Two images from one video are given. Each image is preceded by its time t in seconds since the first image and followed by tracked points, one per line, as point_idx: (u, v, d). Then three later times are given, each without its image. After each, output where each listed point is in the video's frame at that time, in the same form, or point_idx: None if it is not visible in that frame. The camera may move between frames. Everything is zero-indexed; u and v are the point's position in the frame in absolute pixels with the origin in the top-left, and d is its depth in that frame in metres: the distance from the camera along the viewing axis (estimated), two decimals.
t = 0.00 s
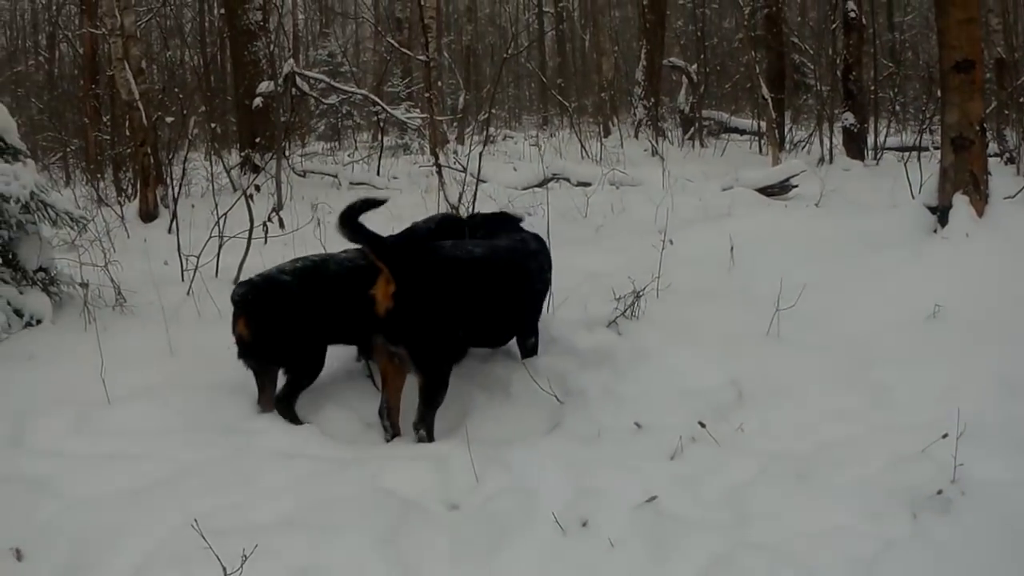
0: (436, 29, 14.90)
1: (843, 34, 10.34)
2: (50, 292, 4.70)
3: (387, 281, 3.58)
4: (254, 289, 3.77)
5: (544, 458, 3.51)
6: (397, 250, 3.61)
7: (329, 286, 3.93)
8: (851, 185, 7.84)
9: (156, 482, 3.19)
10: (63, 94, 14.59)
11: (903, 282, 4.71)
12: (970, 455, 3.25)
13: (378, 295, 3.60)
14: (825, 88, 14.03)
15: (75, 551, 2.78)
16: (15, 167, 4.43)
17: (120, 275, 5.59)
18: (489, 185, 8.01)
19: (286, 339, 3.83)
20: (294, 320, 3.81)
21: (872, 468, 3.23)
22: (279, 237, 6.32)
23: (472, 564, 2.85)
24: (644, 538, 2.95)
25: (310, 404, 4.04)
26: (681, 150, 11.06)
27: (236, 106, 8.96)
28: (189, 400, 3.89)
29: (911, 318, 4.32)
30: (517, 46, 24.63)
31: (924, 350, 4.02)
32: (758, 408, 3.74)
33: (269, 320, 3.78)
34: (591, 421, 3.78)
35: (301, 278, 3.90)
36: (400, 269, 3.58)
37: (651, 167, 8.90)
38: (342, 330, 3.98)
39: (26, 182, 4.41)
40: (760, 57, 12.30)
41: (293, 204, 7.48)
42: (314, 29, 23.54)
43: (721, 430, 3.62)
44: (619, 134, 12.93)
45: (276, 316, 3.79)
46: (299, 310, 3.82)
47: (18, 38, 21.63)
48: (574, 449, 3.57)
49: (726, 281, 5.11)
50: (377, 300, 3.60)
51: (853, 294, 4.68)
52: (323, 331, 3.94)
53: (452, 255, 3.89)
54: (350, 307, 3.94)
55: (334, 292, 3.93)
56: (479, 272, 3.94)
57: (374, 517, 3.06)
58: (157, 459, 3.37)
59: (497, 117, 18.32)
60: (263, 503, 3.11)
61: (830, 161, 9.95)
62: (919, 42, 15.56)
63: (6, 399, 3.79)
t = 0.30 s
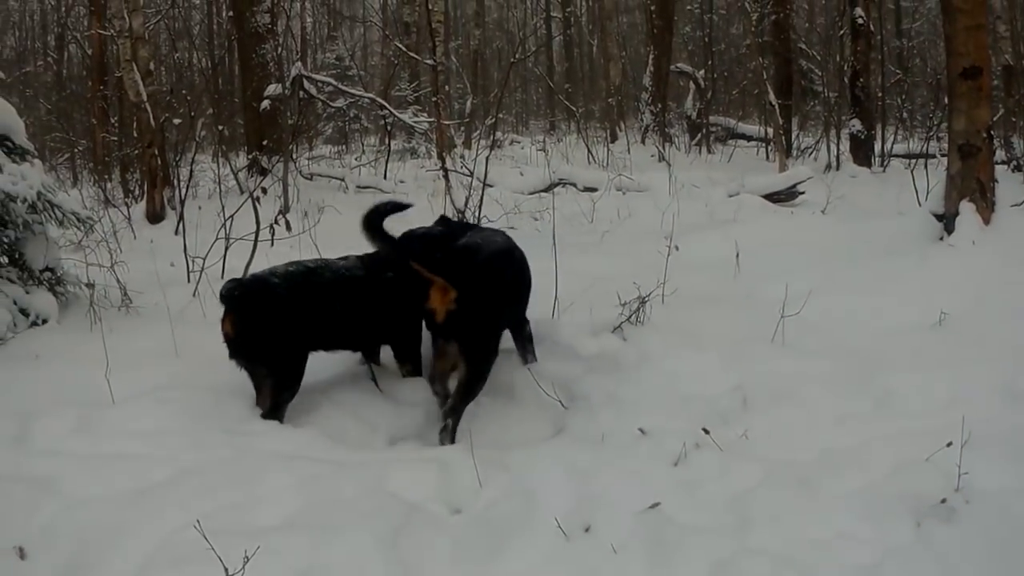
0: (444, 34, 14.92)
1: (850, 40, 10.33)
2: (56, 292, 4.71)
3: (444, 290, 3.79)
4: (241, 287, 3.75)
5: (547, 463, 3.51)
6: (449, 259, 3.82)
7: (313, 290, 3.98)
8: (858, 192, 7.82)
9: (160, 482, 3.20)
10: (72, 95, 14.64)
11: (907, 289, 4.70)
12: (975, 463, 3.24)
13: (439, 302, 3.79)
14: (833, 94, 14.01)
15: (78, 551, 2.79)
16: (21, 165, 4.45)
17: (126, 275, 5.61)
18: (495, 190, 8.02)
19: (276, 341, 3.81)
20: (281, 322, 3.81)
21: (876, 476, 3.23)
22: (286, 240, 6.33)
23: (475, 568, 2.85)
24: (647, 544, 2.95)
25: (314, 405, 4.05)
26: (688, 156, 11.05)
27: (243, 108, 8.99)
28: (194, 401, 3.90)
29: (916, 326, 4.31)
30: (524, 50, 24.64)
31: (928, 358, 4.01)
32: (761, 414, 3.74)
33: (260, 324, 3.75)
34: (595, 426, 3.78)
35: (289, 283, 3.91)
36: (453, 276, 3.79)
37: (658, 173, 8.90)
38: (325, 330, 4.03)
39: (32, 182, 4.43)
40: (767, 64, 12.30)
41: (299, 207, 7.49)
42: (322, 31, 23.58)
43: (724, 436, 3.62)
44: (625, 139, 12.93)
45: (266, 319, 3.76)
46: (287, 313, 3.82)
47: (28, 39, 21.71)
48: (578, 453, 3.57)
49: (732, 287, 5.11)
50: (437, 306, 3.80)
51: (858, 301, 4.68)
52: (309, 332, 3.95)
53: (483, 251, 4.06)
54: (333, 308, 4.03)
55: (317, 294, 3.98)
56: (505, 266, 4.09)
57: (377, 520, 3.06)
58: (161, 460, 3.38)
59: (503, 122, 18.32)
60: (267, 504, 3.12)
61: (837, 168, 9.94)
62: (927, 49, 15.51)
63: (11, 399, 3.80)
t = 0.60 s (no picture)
0: (442, 37, 14.93)
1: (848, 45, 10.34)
2: (52, 292, 4.71)
3: (501, 305, 3.94)
4: (226, 302, 3.68)
5: (543, 466, 3.51)
6: (502, 279, 4.00)
7: (298, 305, 3.93)
8: (854, 197, 7.84)
9: (156, 483, 3.19)
10: (68, 96, 14.61)
11: (904, 294, 4.71)
12: (970, 467, 3.25)
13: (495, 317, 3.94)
14: (831, 98, 14.01)
15: (73, 552, 2.78)
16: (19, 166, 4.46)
17: (123, 276, 5.61)
18: (492, 193, 8.02)
19: (259, 356, 3.75)
20: (264, 341, 3.75)
21: (873, 480, 3.22)
22: (283, 241, 6.34)
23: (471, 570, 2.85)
24: (642, 548, 2.94)
25: (310, 407, 4.04)
26: (686, 160, 11.05)
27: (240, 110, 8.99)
28: (189, 402, 3.90)
29: (911, 329, 4.33)
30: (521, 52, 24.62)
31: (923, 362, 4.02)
32: (760, 418, 3.74)
33: (244, 343, 3.69)
34: (590, 429, 3.78)
35: (275, 299, 3.85)
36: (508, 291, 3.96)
37: (655, 177, 8.90)
38: (307, 345, 3.99)
39: (30, 182, 4.43)
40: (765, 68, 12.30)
41: (296, 209, 7.49)
42: (321, 33, 23.56)
43: (720, 439, 3.63)
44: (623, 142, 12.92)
45: (250, 338, 3.70)
46: (271, 331, 3.78)
47: (23, 38, 21.68)
48: (575, 456, 3.58)
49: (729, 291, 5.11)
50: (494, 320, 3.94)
51: (854, 305, 4.68)
52: (292, 348, 3.91)
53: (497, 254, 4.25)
54: (318, 323, 4.00)
55: (301, 310, 3.94)
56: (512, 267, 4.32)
57: (373, 522, 3.06)
58: (158, 460, 3.38)
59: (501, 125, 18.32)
60: (262, 506, 3.11)
61: (833, 172, 9.96)
62: (924, 54, 15.56)
63: (7, 399, 3.80)
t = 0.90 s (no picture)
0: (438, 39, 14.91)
1: (845, 48, 10.36)
2: (48, 294, 4.70)
3: (495, 260, 4.19)
4: (211, 306, 3.62)
5: (540, 468, 3.50)
6: (492, 240, 4.29)
7: (283, 310, 3.89)
8: (848, 200, 7.86)
9: (154, 485, 3.19)
10: (63, 98, 14.57)
11: (901, 296, 4.71)
12: (967, 469, 3.25)
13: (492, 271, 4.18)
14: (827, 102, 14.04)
15: (70, 553, 2.78)
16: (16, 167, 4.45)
17: (119, 278, 5.60)
18: (489, 195, 8.02)
19: (246, 360, 3.68)
20: (252, 346, 3.69)
21: (871, 482, 3.22)
22: (279, 243, 6.34)
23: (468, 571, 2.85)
24: (640, 551, 2.94)
25: (303, 411, 4.02)
26: (682, 163, 11.05)
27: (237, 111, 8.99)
28: (186, 404, 3.90)
29: (907, 332, 4.34)
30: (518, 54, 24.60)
31: (916, 364, 4.03)
32: (756, 421, 3.74)
33: (232, 348, 3.63)
34: (586, 431, 3.79)
35: (260, 303, 3.80)
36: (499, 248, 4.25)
37: (650, 179, 8.90)
38: (291, 348, 3.94)
39: (26, 183, 4.43)
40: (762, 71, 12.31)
41: (293, 211, 7.49)
42: (317, 34, 23.50)
43: (716, 441, 3.63)
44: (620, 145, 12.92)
45: (237, 343, 3.64)
46: (259, 334, 3.72)
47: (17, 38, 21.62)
48: (571, 458, 3.58)
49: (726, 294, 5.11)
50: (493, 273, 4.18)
51: (851, 308, 4.69)
52: (277, 352, 3.86)
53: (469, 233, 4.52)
54: (301, 327, 3.96)
55: (285, 315, 3.90)
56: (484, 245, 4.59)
57: (370, 524, 3.06)
58: (154, 462, 3.38)
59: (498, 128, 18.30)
60: (260, 507, 3.11)
61: (829, 175, 9.97)
62: (918, 59, 15.62)
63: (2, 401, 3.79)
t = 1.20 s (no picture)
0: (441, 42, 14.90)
1: (848, 50, 10.35)
2: (53, 296, 4.70)
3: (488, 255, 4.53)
4: (220, 311, 3.64)
5: (546, 469, 3.51)
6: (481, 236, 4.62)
7: (292, 314, 3.90)
8: (853, 202, 7.85)
9: (161, 486, 3.20)
10: (66, 99, 14.56)
11: (906, 298, 4.72)
12: (973, 470, 3.26)
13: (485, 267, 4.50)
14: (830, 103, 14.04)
15: (78, 555, 2.78)
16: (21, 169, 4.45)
17: (123, 280, 5.60)
18: (493, 198, 8.02)
19: (254, 365, 3.70)
20: (260, 351, 3.71)
21: (876, 483, 3.23)
22: (284, 245, 6.34)
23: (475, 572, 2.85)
24: (647, 552, 2.95)
25: (309, 413, 4.03)
26: (685, 165, 11.05)
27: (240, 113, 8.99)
28: (192, 407, 3.91)
29: (912, 333, 4.34)
30: (520, 56, 24.57)
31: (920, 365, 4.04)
32: (762, 422, 3.75)
33: (241, 353, 3.65)
34: (591, 433, 3.79)
35: (269, 307, 3.82)
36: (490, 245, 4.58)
37: (655, 181, 8.90)
38: (299, 353, 3.95)
39: (31, 185, 4.42)
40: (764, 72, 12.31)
41: (296, 213, 7.50)
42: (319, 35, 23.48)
43: (722, 442, 3.64)
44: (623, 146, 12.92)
45: (244, 347, 3.66)
46: (267, 340, 3.74)
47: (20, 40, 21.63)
48: (578, 459, 3.58)
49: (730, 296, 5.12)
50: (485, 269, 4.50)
51: (855, 309, 4.70)
52: (287, 356, 3.88)
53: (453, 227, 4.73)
54: (309, 332, 3.97)
55: (294, 317, 3.91)
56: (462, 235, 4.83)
57: (377, 525, 3.06)
58: (161, 464, 3.38)
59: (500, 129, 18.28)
60: (267, 508, 3.12)
61: (832, 177, 9.97)
62: (921, 61, 15.61)
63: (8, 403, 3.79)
